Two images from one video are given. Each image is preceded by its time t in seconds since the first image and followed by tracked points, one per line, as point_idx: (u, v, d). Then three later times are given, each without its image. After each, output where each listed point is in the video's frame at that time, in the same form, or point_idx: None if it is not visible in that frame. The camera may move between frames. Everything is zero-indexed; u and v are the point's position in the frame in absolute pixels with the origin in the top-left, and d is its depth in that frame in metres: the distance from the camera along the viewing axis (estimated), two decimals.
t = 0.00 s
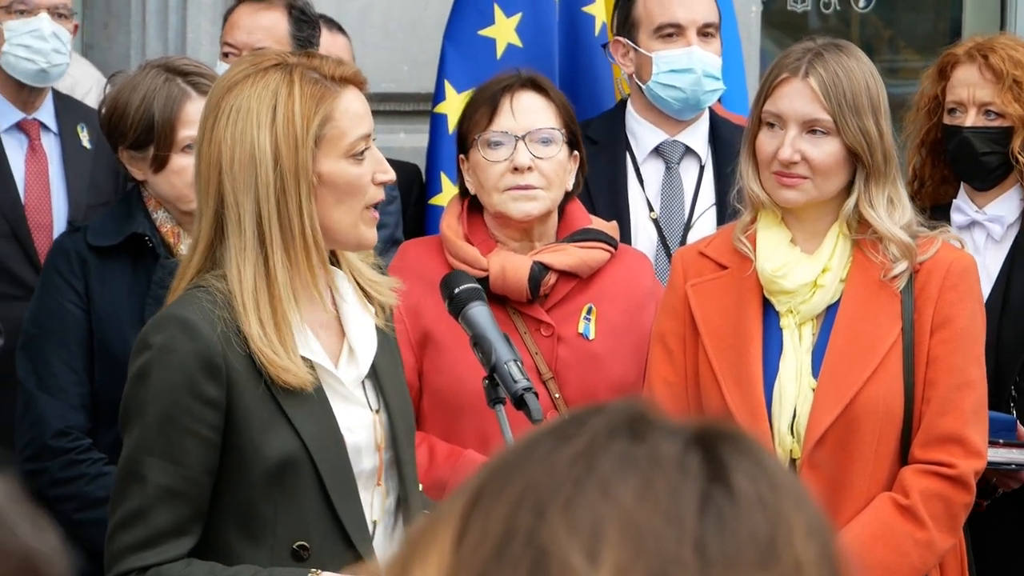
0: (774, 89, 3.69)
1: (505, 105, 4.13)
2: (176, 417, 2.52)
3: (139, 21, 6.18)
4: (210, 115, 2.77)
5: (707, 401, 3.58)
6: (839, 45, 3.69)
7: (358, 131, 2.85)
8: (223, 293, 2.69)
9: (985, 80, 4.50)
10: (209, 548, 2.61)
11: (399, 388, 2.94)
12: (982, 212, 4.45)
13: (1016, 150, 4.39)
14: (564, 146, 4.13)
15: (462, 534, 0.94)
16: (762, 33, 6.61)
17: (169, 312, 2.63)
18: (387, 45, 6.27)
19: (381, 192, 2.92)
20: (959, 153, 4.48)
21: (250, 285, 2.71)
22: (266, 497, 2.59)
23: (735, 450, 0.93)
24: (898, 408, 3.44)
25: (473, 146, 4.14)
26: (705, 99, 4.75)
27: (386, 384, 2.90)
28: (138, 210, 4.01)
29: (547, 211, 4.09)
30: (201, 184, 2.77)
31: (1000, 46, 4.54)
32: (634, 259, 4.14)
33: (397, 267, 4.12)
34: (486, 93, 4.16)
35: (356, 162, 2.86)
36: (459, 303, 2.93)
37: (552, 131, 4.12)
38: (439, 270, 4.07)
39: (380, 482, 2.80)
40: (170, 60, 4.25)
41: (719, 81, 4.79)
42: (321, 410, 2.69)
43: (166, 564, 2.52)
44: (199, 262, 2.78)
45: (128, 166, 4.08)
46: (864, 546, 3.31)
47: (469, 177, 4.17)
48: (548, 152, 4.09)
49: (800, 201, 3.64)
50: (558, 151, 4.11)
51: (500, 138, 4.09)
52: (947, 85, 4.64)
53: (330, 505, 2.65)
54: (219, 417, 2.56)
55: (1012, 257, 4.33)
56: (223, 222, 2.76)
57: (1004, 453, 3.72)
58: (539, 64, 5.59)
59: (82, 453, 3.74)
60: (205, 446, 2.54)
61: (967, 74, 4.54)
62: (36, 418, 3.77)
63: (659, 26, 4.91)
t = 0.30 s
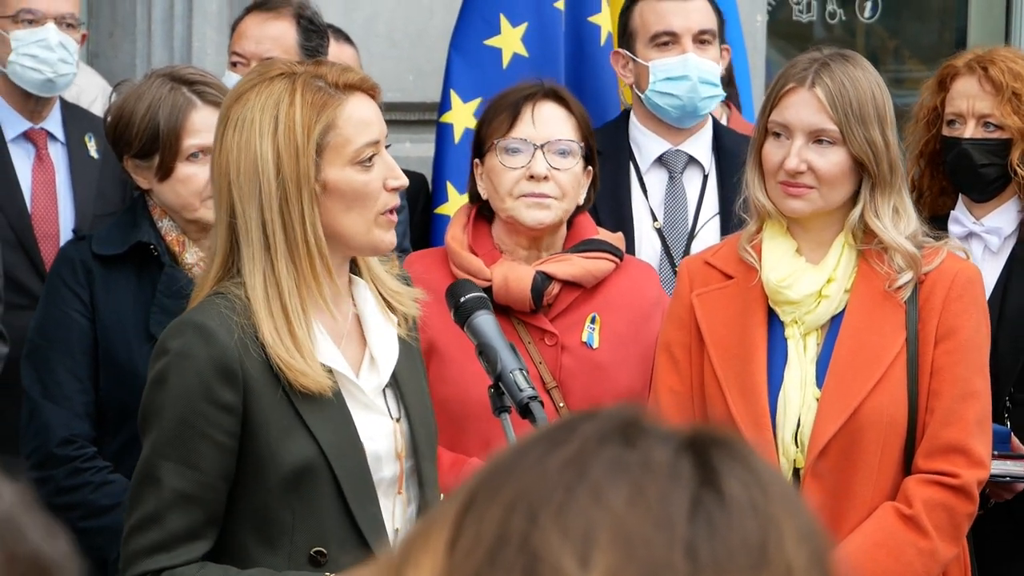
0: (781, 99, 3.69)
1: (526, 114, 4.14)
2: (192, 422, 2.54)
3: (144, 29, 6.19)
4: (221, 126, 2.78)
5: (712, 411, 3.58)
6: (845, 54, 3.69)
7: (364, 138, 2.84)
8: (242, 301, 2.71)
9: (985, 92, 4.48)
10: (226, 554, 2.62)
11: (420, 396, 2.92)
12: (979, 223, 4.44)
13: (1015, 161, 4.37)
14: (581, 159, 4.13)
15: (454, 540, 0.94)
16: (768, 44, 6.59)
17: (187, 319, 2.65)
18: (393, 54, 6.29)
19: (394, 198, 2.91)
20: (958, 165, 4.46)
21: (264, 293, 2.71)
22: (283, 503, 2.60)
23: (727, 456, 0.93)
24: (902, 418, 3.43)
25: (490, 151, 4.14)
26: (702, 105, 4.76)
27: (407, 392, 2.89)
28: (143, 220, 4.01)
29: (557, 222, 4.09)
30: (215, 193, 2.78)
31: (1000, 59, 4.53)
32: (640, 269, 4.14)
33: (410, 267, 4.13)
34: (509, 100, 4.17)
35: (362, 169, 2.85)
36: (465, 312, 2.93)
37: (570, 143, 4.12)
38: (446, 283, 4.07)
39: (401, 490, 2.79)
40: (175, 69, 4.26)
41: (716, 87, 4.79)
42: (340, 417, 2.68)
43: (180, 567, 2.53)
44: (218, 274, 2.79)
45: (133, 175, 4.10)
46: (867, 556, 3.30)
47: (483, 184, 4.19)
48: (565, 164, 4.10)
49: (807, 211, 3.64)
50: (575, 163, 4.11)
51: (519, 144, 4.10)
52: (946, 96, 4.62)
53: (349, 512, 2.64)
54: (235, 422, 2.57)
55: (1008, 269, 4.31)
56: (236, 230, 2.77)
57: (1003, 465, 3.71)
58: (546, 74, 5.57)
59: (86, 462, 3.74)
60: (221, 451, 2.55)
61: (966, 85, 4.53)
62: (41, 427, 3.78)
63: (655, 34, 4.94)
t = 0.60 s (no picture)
0: (772, 101, 3.68)
1: (534, 115, 4.14)
2: (184, 420, 2.53)
3: (133, 32, 6.18)
4: (219, 129, 2.79)
5: (701, 413, 3.58)
6: (837, 57, 3.68)
7: (354, 143, 2.81)
8: (240, 303, 2.70)
9: (970, 93, 4.48)
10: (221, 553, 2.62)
11: (421, 401, 2.89)
12: (963, 224, 4.45)
13: (999, 163, 4.37)
14: (584, 164, 4.13)
15: (429, 539, 0.93)
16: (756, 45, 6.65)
17: (183, 317, 2.64)
18: (383, 57, 6.28)
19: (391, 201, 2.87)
20: (942, 166, 4.45)
21: (259, 296, 2.71)
22: (276, 503, 2.59)
23: (702, 453, 0.92)
24: (891, 422, 3.43)
25: (495, 148, 4.14)
26: (686, 106, 4.76)
27: (408, 398, 2.86)
28: (131, 222, 3.99)
29: (554, 226, 4.08)
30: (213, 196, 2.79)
31: (985, 60, 4.51)
32: (637, 276, 4.13)
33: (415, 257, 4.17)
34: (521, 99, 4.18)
35: (353, 172, 2.82)
36: (453, 313, 2.92)
37: (575, 147, 4.12)
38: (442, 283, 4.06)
39: (399, 495, 2.77)
40: (163, 70, 4.25)
41: (699, 88, 4.80)
42: (336, 420, 2.68)
43: (171, 564, 2.53)
44: (218, 278, 2.80)
45: (121, 176, 4.09)
46: (853, 558, 3.30)
47: (484, 180, 4.19)
48: (568, 168, 4.09)
49: (797, 213, 3.64)
50: (578, 168, 4.11)
51: (524, 143, 4.10)
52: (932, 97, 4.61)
53: (341, 514, 2.63)
54: (228, 422, 2.56)
55: (993, 269, 4.30)
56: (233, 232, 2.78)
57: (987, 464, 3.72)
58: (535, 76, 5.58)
59: (73, 463, 3.73)
60: (214, 450, 2.54)
61: (951, 87, 4.52)
62: (28, 428, 3.78)
63: (637, 36, 4.95)
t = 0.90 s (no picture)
0: (760, 96, 3.68)
1: (532, 111, 4.13)
2: (175, 411, 2.52)
3: (121, 26, 6.17)
4: (210, 124, 2.79)
5: (688, 407, 3.58)
6: (824, 52, 3.69)
7: (341, 137, 2.79)
8: (231, 295, 2.70)
9: (958, 84, 4.50)
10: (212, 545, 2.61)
11: (416, 398, 2.88)
12: (953, 218, 4.42)
13: (987, 153, 4.39)
14: (575, 163, 4.11)
15: (412, 533, 0.92)
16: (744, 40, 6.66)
17: (174, 309, 2.64)
18: (371, 52, 6.27)
19: (381, 194, 2.85)
20: (931, 157, 4.46)
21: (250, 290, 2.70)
22: (266, 495, 2.58)
23: (685, 448, 0.92)
24: (878, 417, 3.43)
25: (487, 142, 4.14)
26: (671, 101, 4.75)
27: (401, 393, 2.85)
28: (117, 216, 3.98)
29: (542, 223, 4.08)
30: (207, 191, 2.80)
31: (975, 51, 4.54)
32: (623, 270, 4.13)
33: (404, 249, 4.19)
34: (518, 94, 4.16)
35: (338, 168, 2.80)
36: (440, 308, 2.92)
37: (567, 146, 4.10)
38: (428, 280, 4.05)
39: (391, 489, 2.75)
40: (150, 64, 4.24)
41: (685, 83, 4.79)
42: (328, 413, 2.67)
43: (160, 556, 2.51)
44: (210, 273, 2.79)
45: (108, 170, 4.08)
46: (840, 553, 3.30)
47: (475, 170, 4.19)
48: (558, 166, 4.08)
49: (785, 207, 3.64)
50: (569, 168, 4.10)
51: (518, 139, 4.09)
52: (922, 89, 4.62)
53: (331, 507, 2.62)
54: (218, 413, 2.55)
55: (983, 262, 4.30)
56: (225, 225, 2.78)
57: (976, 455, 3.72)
58: (521, 70, 5.57)
59: (60, 457, 3.72)
60: (204, 441, 2.53)
61: (941, 78, 4.54)
62: (15, 423, 3.76)
63: (623, 30, 4.95)
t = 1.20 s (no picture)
0: (761, 98, 3.69)
1: (538, 117, 4.12)
2: (179, 414, 2.53)
3: (120, 28, 6.17)
4: (212, 127, 2.79)
5: (687, 408, 3.59)
6: (826, 54, 3.69)
7: (343, 143, 2.80)
8: (234, 298, 2.70)
9: (970, 84, 4.52)
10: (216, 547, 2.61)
11: (417, 399, 2.89)
12: (967, 220, 4.43)
13: (999, 154, 4.40)
14: (575, 170, 4.11)
15: (424, 538, 0.93)
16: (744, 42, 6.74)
17: (177, 312, 2.64)
18: (370, 53, 6.26)
19: (383, 200, 2.86)
20: (944, 158, 4.49)
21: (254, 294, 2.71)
22: (270, 498, 2.58)
23: (697, 452, 0.93)
24: (878, 419, 3.43)
25: (488, 145, 4.15)
26: (672, 104, 4.77)
27: (403, 396, 2.86)
28: (117, 217, 3.99)
29: (535, 229, 4.09)
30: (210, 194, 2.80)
31: (987, 52, 4.56)
32: (616, 269, 4.13)
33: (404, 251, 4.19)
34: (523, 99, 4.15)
35: (341, 174, 2.81)
36: (440, 310, 2.92)
37: (567, 154, 4.10)
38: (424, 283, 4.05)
39: (393, 490, 2.76)
40: (150, 66, 4.24)
41: (685, 85, 4.80)
42: (331, 415, 2.68)
43: (164, 558, 2.51)
44: (211, 276, 2.79)
45: (108, 172, 4.08)
46: (840, 555, 3.31)
47: (475, 170, 4.19)
48: (558, 175, 4.08)
49: (785, 210, 3.65)
50: (568, 176, 4.09)
51: (520, 144, 4.08)
52: (934, 91, 4.66)
53: (335, 509, 2.63)
54: (222, 416, 2.56)
55: (998, 265, 4.32)
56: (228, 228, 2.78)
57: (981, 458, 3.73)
58: (521, 72, 5.58)
59: (60, 459, 3.72)
60: (208, 444, 2.54)
61: (953, 79, 4.57)
62: (15, 425, 3.76)
63: (624, 32, 4.95)
